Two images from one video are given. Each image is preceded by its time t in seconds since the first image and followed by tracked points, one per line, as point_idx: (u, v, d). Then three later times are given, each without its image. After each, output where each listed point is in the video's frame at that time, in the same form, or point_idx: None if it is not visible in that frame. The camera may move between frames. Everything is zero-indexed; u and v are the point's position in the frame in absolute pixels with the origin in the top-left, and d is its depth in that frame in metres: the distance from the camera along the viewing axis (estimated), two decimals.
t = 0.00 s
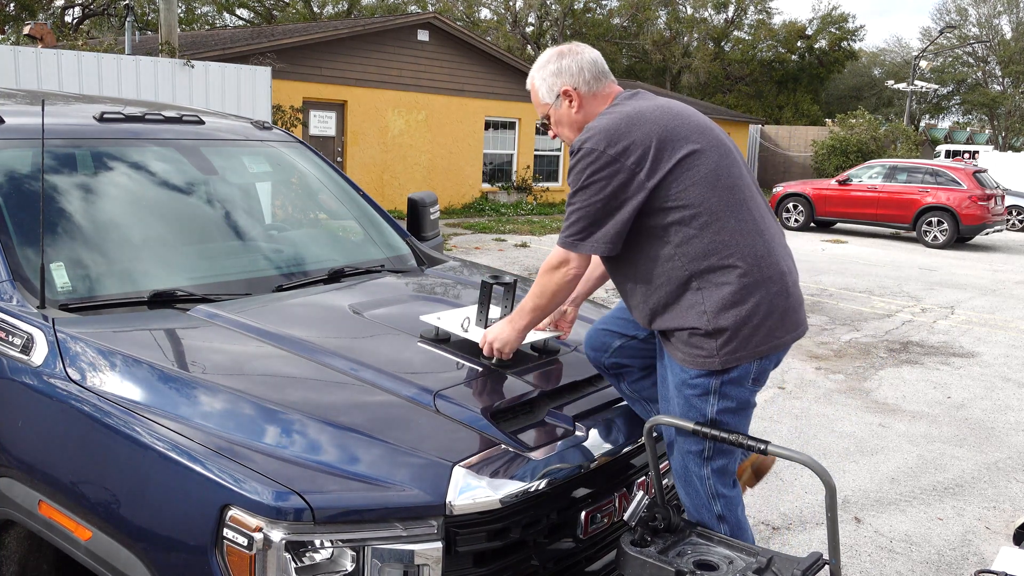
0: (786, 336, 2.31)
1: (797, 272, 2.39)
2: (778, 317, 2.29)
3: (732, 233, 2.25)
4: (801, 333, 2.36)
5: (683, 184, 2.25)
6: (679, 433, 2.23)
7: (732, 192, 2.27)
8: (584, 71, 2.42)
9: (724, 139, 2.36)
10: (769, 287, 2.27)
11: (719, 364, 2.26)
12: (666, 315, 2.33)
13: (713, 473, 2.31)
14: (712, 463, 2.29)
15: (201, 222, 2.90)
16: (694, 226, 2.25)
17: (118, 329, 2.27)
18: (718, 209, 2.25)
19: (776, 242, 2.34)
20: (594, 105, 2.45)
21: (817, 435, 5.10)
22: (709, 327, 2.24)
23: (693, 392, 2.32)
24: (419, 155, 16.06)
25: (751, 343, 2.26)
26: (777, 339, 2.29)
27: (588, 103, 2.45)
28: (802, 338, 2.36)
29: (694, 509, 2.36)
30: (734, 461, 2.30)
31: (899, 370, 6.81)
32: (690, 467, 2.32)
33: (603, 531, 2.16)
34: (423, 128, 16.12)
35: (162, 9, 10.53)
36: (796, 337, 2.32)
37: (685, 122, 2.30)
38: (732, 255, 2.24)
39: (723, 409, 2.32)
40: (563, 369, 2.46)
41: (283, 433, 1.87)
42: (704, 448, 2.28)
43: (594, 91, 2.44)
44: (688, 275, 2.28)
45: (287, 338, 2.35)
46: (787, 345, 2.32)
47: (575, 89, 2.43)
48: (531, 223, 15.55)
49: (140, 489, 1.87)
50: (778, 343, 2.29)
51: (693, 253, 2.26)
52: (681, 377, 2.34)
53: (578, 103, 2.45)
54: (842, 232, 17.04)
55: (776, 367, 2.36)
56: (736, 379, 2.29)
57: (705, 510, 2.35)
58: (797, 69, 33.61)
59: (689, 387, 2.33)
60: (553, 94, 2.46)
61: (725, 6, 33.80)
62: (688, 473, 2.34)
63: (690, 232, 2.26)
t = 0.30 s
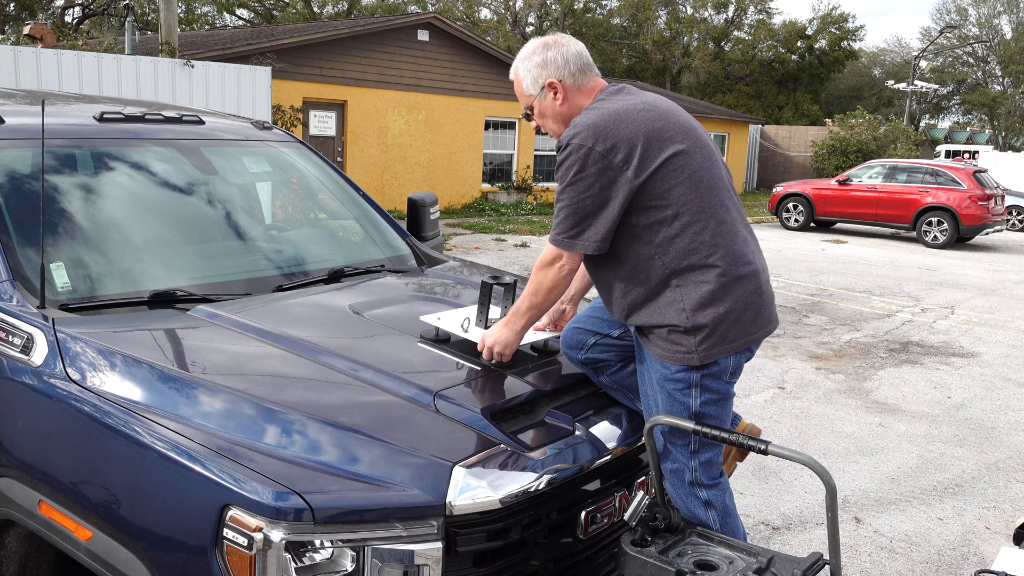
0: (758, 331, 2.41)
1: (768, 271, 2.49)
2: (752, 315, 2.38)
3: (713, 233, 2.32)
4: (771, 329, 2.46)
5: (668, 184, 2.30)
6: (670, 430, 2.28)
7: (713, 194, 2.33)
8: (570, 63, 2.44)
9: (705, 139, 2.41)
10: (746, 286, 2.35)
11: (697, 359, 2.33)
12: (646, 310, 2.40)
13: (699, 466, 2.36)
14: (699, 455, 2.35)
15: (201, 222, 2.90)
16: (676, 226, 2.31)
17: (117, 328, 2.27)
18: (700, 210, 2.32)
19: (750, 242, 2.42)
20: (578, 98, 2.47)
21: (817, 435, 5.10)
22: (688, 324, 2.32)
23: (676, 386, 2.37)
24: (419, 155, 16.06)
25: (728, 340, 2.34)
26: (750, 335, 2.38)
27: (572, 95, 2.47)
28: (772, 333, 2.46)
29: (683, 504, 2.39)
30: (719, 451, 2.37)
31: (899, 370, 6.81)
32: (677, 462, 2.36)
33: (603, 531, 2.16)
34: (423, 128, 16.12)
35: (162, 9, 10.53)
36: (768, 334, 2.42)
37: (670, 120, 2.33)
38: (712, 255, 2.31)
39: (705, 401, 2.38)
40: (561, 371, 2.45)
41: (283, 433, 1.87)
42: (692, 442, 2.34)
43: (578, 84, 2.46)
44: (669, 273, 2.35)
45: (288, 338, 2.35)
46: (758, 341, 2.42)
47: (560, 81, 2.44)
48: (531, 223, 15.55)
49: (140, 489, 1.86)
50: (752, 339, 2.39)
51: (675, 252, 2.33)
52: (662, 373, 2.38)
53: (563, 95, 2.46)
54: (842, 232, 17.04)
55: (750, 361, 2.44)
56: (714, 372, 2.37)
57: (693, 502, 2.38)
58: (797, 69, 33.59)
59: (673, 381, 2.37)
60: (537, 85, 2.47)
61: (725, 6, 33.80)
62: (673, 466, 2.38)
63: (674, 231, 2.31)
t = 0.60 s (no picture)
0: (750, 327, 2.42)
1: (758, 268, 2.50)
2: (743, 311, 2.39)
3: (705, 231, 2.34)
4: (763, 324, 2.48)
5: (662, 183, 2.31)
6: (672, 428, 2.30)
7: (705, 193, 2.35)
8: (564, 61, 2.45)
9: (697, 137, 2.42)
10: (737, 284, 2.37)
11: (691, 357, 2.34)
12: (639, 308, 2.41)
13: (699, 462, 2.37)
14: (698, 452, 2.36)
15: (202, 222, 2.90)
16: (669, 225, 2.33)
17: (117, 329, 2.27)
18: (693, 209, 2.33)
19: (740, 240, 2.44)
20: (574, 95, 2.48)
21: (818, 436, 5.10)
22: (680, 322, 2.33)
23: (672, 383, 2.37)
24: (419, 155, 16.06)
25: (720, 337, 2.36)
26: (741, 332, 2.39)
27: (567, 93, 2.47)
28: (764, 328, 2.48)
29: (683, 501, 2.39)
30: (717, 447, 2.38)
31: (899, 370, 6.81)
32: (677, 459, 2.37)
33: (604, 531, 2.16)
34: (423, 128, 16.12)
35: (162, 9, 10.52)
36: (759, 329, 2.44)
37: (664, 119, 2.34)
38: (705, 254, 2.33)
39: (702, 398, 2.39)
40: (560, 371, 2.46)
41: (283, 433, 1.87)
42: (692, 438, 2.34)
43: (573, 81, 2.46)
44: (662, 272, 2.36)
45: (289, 338, 2.34)
46: (750, 336, 2.43)
47: (556, 78, 2.45)
48: (531, 223, 15.55)
49: (140, 489, 1.86)
50: (744, 334, 2.40)
51: (668, 251, 2.34)
52: (658, 370, 2.38)
53: (558, 93, 2.46)
54: (842, 232, 17.04)
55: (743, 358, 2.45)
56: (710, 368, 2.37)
57: (693, 498, 2.39)
58: (797, 69, 33.56)
59: (669, 378, 2.37)
60: (532, 83, 2.46)
61: (725, 6, 33.78)
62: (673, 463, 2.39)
63: (667, 230, 2.33)
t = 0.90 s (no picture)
0: (746, 324, 2.43)
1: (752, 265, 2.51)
2: (739, 309, 2.40)
3: (702, 231, 2.34)
4: (760, 321, 2.48)
5: (659, 183, 2.31)
6: (671, 427, 2.30)
7: (701, 192, 2.35)
8: (557, 61, 2.45)
9: (693, 137, 2.42)
10: (733, 282, 2.38)
11: (689, 353, 2.35)
12: (635, 307, 2.41)
13: (698, 458, 2.37)
14: (697, 449, 2.36)
15: (202, 222, 2.90)
16: (667, 224, 2.33)
17: (117, 328, 2.27)
18: (690, 209, 2.33)
19: (736, 238, 2.44)
20: (570, 95, 2.48)
21: (818, 435, 5.10)
22: (677, 320, 2.33)
23: (671, 379, 2.37)
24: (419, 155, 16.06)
25: (716, 335, 2.36)
26: (737, 329, 2.40)
27: (563, 93, 2.47)
28: (760, 325, 2.48)
29: (683, 496, 2.39)
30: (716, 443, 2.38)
31: (899, 370, 6.81)
32: (677, 455, 2.37)
33: (603, 531, 2.16)
34: (423, 128, 16.12)
35: (162, 9, 10.52)
36: (755, 326, 2.44)
37: (661, 119, 2.34)
38: (702, 253, 2.33)
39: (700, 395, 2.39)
40: (559, 370, 2.46)
41: (283, 433, 1.87)
42: (690, 435, 2.34)
43: (568, 81, 2.47)
44: (659, 271, 2.36)
45: (289, 339, 2.34)
46: (746, 333, 2.43)
47: (551, 79, 2.45)
48: (531, 223, 15.55)
49: (141, 489, 1.86)
50: (740, 331, 2.41)
51: (665, 251, 2.34)
52: (656, 367, 2.38)
53: (555, 93, 2.46)
54: (842, 232, 17.04)
55: (739, 354, 2.46)
56: (708, 364, 2.38)
57: (693, 493, 2.39)
58: (797, 69, 33.54)
59: (668, 375, 2.37)
60: (528, 86, 2.46)
61: (725, 7, 33.78)
62: (673, 460, 2.39)
63: (664, 230, 2.33)
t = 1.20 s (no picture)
0: (747, 324, 2.43)
1: (752, 265, 2.51)
2: (740, 309, 2.40)
3: (704, 230, 2.34)
4: (759, 321, 2.48)
5: (664, 183, 2.31)
6: (672, 427, 2.30)
7: (704, 192, 2.35)
8: (554, 63, 2.45)
9: (696, 137, 2.42)
10: (734, 282, 2.38)
11: (690, 354, 2.35)
12: (638, 306, 2.41)
13: (698, 458, 2.37)
14: (697, 449, 2.36)
15: (202, 222, 2.90)
16: (670, 224, 2.33)
17: (116, 328, 2.27)
18: (693, 209, 2.34)
19: (736, 238, 2.45)
20: (570, 96, 2.48)
21: (817, 436, 5.10)
22: (678, 320, 2.34)
23: (671, 380, 2.37)
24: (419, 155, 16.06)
25: (718, 335, 2.36)
26: (738, 329, 2.40)
27: (563, 95, 2.47)
28: (761, 326, 2.48)
29: (684, 497, 2.39)
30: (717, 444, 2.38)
31: (899, 370, 6.82)
32: (677, 456, 2.37)
33: (603, 531, 2.16)
34: (423, 128, 16.12)
35: (162, 9, 10.53)
36: (755, 326, 2.44)
37: (665, 118, 2.34)
38: (704, 253, 2.33)
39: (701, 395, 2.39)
40: (559, 371, 2.46)
41: (284, 433, 1.87)
42: (691, 436, 2.34)
43: (567, 82, 2.46)
44: (662, 271, 2.36)
45: (289, 339, 2.34)
46: (746, 334, 2.44)
47: (550, 82, 2.45)
48: (531, 223, 15.55)
49: (140, 489, 1.86)
50: (741, 331, 2.41)
51: (668, 250, 2.34)
52: (657, 368, 2.38)
53: (555, 96, 2.46)
54: (842, 232, 17.04)
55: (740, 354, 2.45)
56: (708, 365, 2.38)
57: (693, 494, 2.39)
58: (797, 69, 33.54)
59: (668, 376, 2.37)
60: (528, 91, 2.46)
61: (725, 7, 33.78)
62: (673, 461, 2.39)
63: (668, 229, 2.33)
